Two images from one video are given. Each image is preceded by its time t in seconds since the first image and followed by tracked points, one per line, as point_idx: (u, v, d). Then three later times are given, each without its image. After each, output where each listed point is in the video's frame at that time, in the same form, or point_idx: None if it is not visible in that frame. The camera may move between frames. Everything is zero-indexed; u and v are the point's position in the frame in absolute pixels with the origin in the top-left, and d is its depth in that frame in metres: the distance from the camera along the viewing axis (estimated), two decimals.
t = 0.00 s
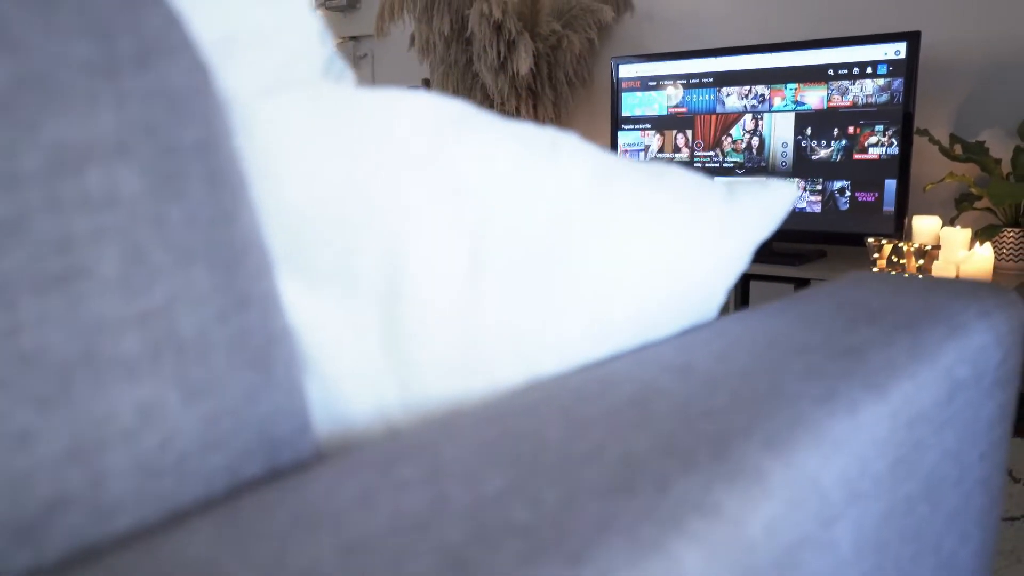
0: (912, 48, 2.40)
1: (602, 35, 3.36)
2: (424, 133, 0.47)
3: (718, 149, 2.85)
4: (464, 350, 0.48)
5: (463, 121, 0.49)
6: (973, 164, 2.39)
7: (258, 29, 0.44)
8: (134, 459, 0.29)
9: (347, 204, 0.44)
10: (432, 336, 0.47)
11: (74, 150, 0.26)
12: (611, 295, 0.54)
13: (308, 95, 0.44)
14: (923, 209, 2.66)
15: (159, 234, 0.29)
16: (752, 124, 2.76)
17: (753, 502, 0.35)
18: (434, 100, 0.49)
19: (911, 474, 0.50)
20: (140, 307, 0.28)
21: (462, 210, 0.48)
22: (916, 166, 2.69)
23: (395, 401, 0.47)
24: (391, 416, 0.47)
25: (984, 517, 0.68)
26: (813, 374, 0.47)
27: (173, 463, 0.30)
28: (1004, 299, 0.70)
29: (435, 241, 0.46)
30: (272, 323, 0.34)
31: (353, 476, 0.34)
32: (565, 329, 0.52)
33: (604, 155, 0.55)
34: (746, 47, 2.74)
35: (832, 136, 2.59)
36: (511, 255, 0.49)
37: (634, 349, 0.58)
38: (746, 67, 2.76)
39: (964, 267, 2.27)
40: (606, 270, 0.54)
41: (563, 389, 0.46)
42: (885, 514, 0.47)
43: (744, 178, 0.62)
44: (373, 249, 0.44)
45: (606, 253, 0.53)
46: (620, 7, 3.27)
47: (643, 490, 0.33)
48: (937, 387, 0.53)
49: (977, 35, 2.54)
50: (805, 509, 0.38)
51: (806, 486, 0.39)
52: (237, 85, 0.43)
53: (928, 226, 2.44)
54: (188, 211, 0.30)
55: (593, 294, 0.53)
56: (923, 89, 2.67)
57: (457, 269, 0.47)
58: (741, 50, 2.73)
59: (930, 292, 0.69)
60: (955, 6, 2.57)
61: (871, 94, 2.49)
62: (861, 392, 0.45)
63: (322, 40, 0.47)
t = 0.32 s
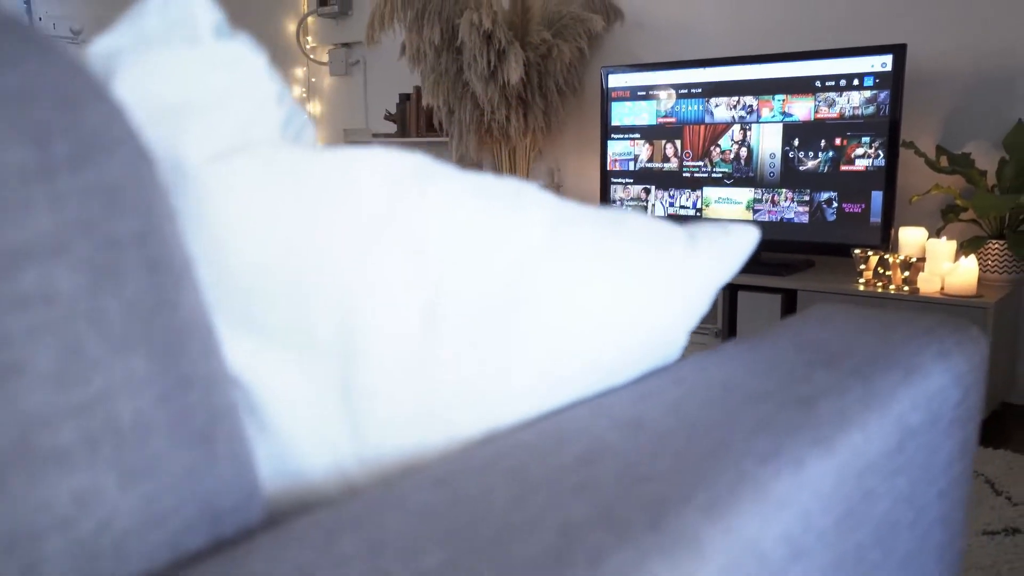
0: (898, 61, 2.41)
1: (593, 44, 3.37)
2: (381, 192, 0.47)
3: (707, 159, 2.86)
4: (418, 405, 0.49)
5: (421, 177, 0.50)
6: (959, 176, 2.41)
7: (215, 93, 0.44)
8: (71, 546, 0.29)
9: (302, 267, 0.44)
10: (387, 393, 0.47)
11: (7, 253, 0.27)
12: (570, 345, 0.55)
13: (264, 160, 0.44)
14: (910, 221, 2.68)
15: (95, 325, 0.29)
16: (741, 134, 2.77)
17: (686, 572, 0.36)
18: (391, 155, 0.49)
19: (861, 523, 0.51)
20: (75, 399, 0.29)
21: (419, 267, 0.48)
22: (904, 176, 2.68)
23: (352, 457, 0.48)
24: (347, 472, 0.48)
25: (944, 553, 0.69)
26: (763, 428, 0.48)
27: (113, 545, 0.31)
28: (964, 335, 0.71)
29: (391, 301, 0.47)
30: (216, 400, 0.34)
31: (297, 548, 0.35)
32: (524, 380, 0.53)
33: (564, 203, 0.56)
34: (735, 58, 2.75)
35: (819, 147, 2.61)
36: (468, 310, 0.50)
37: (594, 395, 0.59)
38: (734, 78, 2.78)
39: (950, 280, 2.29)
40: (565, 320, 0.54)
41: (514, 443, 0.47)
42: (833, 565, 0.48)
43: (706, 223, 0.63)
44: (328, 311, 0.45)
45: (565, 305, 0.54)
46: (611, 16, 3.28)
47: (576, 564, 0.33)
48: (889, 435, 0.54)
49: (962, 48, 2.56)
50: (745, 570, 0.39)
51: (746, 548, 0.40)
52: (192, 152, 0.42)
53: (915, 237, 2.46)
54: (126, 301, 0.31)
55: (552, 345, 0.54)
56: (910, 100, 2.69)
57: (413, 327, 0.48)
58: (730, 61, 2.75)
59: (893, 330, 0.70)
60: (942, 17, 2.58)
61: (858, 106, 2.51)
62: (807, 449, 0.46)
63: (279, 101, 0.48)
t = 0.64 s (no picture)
0: (885, 71, 2.43)
1: (584, 52, 3.37)
2: (331, 246, 0.47)
3: (696, 167, 2.87)
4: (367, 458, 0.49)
5: (375, 227, 0.50)
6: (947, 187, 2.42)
7: (159, 152, 0.44)
8: None
9: (248, 325, 0.45)
10: (336, 446, 0.48)
11: None
12: (526, 391, 0.55)
13: (210, 219, 0.44)
14: (898, 231, 2.69)
15: (15, 410, 0.32)
16: (730, 144, 2.77)
17: None
18: (344, 205, 0.49)
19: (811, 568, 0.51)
20: None
21: (369, 320, 0.48)
22: (892, 186, 2.67)
23: (302, 509, 0.48)
24: (297, 523, 0.49)
25: None
26: (714, 478, 0.48)
27: None
28: (927, 369, 0.71)
29: (340, 356, 0.47)
30: (147, 471, 0.37)
31: None
32: (478, 427, 0.53)
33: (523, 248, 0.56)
34: (724, 68, 2.76)
35: (807, 157, 2.62)
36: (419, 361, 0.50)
37: (552, 438, 0.59)
38: (724, 88, 2.78)
39: (936, 291, 2.30)
40: (520, 367, 0.55)
41: (461, 496, 0.47)
42: None
43: (667, 261, 0.63)
44: (276, 367, 0.45)
45: (521, 352, 0.54)
46: (602, 24, 3.27)
47: None
48: (845, 479, 0.54)
49: (948, 58, 2.57)
50: None
51: None
52: (134, 213, 0.42)
53: (902, 248, 2.47)
54: (53, 383, 0.33)
55: (507, 391, 0.54)
56: (898, 110, 2.70)
57: (363, 381, 0.48)
58: (719, 71, 2.76)
59: (856, 364, 0.70)
60: (930, 28, 2.59)
61: (846, 117, 2.52)
62: (753, 501, 0.46)
63: (230, 154, 0.47)
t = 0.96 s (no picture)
0: (872, 81, 2.44)
1: (575, 60, 3.37)
2: (279, 299, 0.47)
3: (686, 176, 2.87)
4: (315, 508, 0.49)
5: (327, 276, 0.50)
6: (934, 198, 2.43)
7: (107, 210, 0.44)
8: None
9: (195, 381, 0.45)
10: (284, 496, 0.48)
11: None
12: (479, 434, 0.56)
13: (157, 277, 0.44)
14: (886, 241, 2.70)
15: None
16: (719, 153, 2.78)
17: None
18: (295, 255, 0.49)
19: None
20: None
21: (319, 372, 0.48)
22: (879, 196, 2.68)
23: (248, 559, 0.49)
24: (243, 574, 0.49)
25: None
26: (660, 527, 0.49)
27: None
28: (888, 404, 0.72)
29: (288, 407, 0.47)
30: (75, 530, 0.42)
31: None
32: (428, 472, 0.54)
33: (477, 292, 0.56)
34: (713, 77, 2.77)
35: (796, 167, 2.62)
36: (368, 410, 0.50)
37: (506, 479, 0.60)
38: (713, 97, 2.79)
39: (922, 303, 2.31)
40: (473, 412, 0.55)
41: (408, 545, 0.47)
42: None
43: (626, 300, 0.64)
44: (223, 421, 0.46)
45: (474, 396, 0.55)
46: (593, 33, 3.28)
47: None
48: (796, 522, 0.55)
49: (936, 69, 2.59)
50: None
51: None
52: (79, 273, 0.42)
53: (889, 258, 2.47)
54: None
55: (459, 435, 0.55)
56: (886, 120, 2.70)
57: (311, 432, 0.48)
58: (708, 81, 2.76)
59: (818, 399, 0.71)
60: (918, 39, 2.61)
61: (834, 127, 2.53)
62: (698, 552, 0.47)
63: (181, 207, 0.48)
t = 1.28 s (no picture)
0: (858, 93, 2.46)
1: (566, 69, 3.38)
2: (230, 353, 0.49)
3: (675, 186, 2.89)
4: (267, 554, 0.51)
5: (281, 325, 0.51)
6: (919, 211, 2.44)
7: (61, 272, 0.45)
8: None
9: (145, 435, 0.46)
10: (235, 544, 0.49)
11: None
12: (433, 476, 0.57)
13: (109, 335, 0.45)
14: (872, 251, 2.71)
15: None
16: (707, 163, 2.79)
17: None
18: (249, 307, 0.50)
19: None
20: None
21: (270, 422, 0.50)
22: (865, 208, 2.70)
23: None
24: None
25: None
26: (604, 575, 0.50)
27: None
28: (844, 436, 0.73)
29: (237, 459, 0.48)
30: None
31: None
32: (380, 517, 0.55)
33: (434, 336, 0.57)
34: (701, 88, 2.78)
35: (783, 178, 2.64)
36: (319, 459, 0.52)
37: (464, 518, 0.61)
38: (702, 107, 2.79)
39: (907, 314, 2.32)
40: (425, 457, 0.56)
41: None
42: None
43: (584, 339, 0.65)
44: (176, 473, 0.47)
45: (427, 442, 0.56)
46: (583, 42, 3.30)
47: None
48: (742, 563, 0.56)
49: (921, 81, 2.60)
50: None
51: None
52: (31, 335, 0.44)
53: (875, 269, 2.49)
54: None
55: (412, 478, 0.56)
56: (873, 131, 2.72)
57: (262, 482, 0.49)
58: (697, 91, 2.78)
59: (774, 432, 0.72)
60: (903, 51, 2.63)
61: (820, 138, 2.54)
62: None
63: (138, 261, 0.49)
